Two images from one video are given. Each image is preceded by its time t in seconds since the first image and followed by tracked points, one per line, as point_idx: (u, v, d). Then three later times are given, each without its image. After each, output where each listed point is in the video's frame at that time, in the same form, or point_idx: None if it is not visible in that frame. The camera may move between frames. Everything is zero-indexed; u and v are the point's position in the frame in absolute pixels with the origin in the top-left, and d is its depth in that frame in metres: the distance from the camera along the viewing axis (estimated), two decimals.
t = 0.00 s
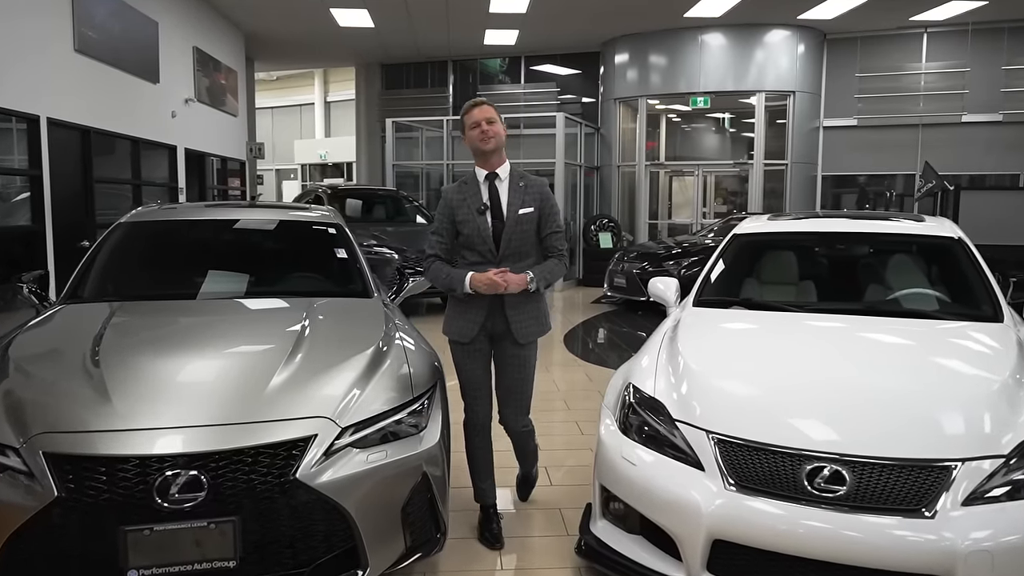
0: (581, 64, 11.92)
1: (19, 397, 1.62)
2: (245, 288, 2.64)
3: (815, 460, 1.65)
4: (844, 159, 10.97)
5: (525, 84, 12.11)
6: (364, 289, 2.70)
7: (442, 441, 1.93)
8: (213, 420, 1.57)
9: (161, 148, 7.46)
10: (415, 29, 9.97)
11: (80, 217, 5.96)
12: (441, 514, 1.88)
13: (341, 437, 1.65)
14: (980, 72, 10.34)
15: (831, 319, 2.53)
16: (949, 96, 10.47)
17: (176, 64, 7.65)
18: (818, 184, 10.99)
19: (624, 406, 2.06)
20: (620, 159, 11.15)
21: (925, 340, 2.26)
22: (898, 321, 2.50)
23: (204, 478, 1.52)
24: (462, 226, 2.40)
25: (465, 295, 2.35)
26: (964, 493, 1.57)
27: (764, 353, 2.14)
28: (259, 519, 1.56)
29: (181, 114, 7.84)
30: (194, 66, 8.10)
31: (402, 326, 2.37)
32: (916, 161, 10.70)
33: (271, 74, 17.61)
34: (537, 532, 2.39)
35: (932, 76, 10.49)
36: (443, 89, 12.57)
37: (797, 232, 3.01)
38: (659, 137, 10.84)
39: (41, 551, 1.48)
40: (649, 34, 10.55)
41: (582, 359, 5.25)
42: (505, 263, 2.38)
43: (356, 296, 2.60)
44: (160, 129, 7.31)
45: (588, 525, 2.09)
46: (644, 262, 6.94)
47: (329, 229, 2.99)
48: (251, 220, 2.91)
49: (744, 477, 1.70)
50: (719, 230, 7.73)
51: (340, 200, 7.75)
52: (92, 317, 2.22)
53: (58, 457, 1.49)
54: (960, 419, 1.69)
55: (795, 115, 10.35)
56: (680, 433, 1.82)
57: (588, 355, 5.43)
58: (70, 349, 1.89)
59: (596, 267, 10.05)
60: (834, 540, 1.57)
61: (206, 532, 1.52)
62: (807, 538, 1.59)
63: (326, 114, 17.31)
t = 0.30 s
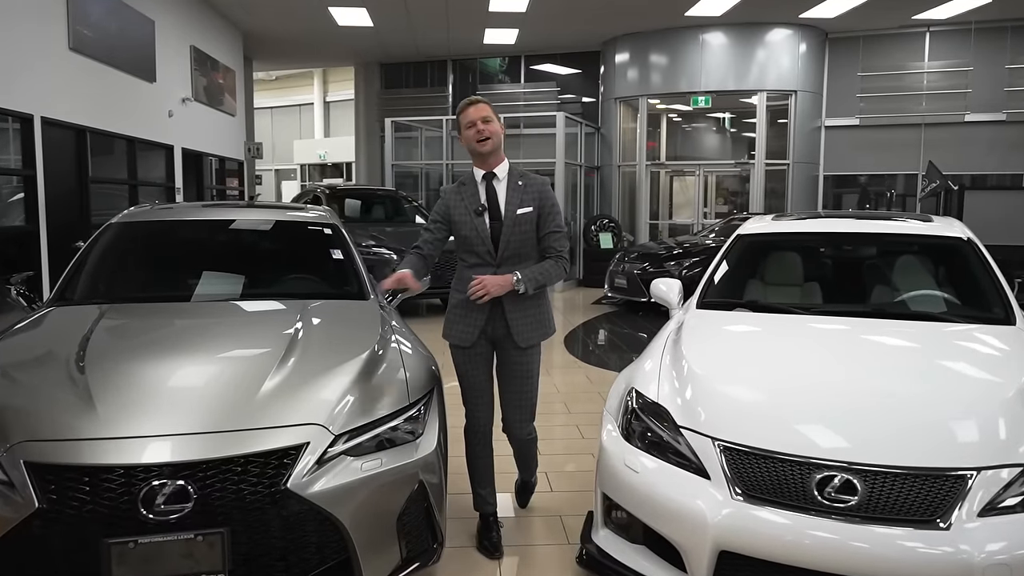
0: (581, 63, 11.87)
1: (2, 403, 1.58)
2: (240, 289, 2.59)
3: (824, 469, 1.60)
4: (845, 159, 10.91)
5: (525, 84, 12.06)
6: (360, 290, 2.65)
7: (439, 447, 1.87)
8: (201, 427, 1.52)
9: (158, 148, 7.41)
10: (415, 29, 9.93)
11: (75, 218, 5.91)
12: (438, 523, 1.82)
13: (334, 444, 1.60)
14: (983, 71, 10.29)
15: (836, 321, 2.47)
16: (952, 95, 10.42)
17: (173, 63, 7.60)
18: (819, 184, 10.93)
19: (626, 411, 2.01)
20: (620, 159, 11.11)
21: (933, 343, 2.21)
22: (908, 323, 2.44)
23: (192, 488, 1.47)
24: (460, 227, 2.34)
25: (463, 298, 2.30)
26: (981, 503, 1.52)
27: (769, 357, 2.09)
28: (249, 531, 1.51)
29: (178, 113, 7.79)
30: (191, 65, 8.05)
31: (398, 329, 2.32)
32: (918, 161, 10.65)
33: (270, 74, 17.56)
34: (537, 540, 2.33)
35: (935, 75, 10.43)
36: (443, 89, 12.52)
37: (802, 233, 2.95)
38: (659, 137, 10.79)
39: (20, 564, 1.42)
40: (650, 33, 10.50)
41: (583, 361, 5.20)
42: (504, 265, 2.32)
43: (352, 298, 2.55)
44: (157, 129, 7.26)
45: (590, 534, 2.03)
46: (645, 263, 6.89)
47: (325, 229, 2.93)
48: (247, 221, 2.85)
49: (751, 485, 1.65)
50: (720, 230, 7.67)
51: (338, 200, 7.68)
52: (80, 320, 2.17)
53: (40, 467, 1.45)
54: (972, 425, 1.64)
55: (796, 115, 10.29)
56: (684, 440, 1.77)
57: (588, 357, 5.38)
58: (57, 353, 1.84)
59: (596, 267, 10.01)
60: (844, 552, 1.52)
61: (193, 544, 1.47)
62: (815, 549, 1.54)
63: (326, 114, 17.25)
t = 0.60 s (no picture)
0: (581, 63, 11.82)
1: None
2: (235, 292, 2.53)
3: (836, 480, 1.54)
4: (847, 160, 10.86)
5: (525, 84, 12.01)
6: (356, 293, 2.58)
7: (436, 456, 1.82)
8: (187, 436, 1.47)
9: (155, 148, 7.36)
10: (414, 28, 9.88)
11: (69, 218, 5.86)
12: (435, 534, 1.76)
13: (327, 454, 1.55)
14: (986, 70, 10.23)
15: (841, 324, 2.42)
16: (956, 95, 10.36)
17: (170, 62, 7.54)
18: (821, 184, 10.88)
19: (629, 419, 1.95)
20: (621, 159, 11.07)
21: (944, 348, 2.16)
22: (916, 327, 2.38)
23: (178, 501, 1.42)
24: (461, 228, 2.29)
25: (462, 303, 2.25)
26: (998, 516, 1.47)
27: (777, 362, 2.04)
28: (237, 545, 1.45)
29: (176, 113, 7.74)
30: (189, 64, 8.00)
31: (395, 333, 2.27)
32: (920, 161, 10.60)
33: (269, 74, 17.52)
34: (537, 550, 2.28)
35: (938, 75, 10.38)
36: (442, 89, 12.47)
37: (807, 233, 2.90)
38: (660, 137, 10.74)
39: None
40: (651, 33, 10.45)
41: (583, 363, 5.15)
42: (504, 270, 2.26)
43: (348, 302, 2.49)
44: (154, 128, 7.21)
45: (592, 546, 1.98)
46: (646, 264, 6.83)
47: (321, 230, 2.86)
48: (242, 222, 2.77)
49: (760, 497, 1.59)
50: (722, 230, 7.62)
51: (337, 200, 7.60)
52: (70, 323, 2.12)
53: (20, 479, 1.40)
54: (986, 435, 1.59)
55: (798, 115, 10.24)
56: (689, 449, 1.72)
57: (589, 359, 5.33)
58: (44, 359, 1.80)
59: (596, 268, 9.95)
60: (856, 567, 1.46)
61: (179, 559, 1.42)
62: (825, 564, 1.49)
63: (325, 114, 17.18)
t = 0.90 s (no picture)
0: (581, 63, 11.78)
1: None
2: (230, 296, 2.48)
3: (847, 493, 1.49)
4: (849, 160, 10.80)
5: (525, 84, 11.97)
6: (351, 297, 2.53)
7: (432, 466, 1.77)
8: (172, 448, 1.43)
9: (151, 149, 7.31)
10: (413, 28, 9.84)
11: (64, 219, 5.81)
12: (430, 547, 1.71)
13: (320, 465, 1.50)
14: (989, 71, 10.18)
15: (846, 329, 2.37)
16: (959, 95, 10.31)
17: (167, 62, 7.50)
18: (823, 185, 10.83)
19: (631, 427, 1.90)
20: (621, 160, 11.03)
21: (951, 352, 2.11)
22: (922, 332, 2.33)
23: (163, 515, 1.38)
24: (455, 231, 2.26)
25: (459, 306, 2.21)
26: (1015, 530, 1.42)
27: (781, 367, 1.99)
28: (224, 560, 1.41)
29: (172, 113, 7.68)
30: (186, 64, 7.95)
31: (391, 338, 2.22)
32: (922, 162, 10.54)
33: (268, 74, 17.47)
34: (536, 561, 2.22)
35: (940, 75, 10.33)
36: (442, 89, 12.42)
37: (813, 236, 2.85)
38: (661, 138, 10.69)
39: None
40: (651, 32, 10.39)
41: (584, 366, 5.10)
42: (497, 274, 2.21)
43: (343, 306, 2.44)
44: (151, 129, 7.17)
45: (592, 557, 1.93)
46: (647, 265, 6.78)
47: (316, 232, 2.83)
48: (240, 223, 2.74)
49: (767, 510, 1.54)
50: (724, 231, 7.57)
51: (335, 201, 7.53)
52: (58, 327, 2.08)
53: None
54: (997, 444, 1.55)
55: (800, 115, 10.18)
56: (693, 458, 1.67)
57: (589, 362, 5.28)
58: (29, 365, 1.76)
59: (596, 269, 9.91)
60: None
61: None
62: None
63: (325, 114, 17.11)
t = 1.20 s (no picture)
0: (581, 64, 11.75)
1: None
2: (224, 300, 2.44)
3: (854, 505, 1.45)
4: (850, 161, 10.75)
5: (524, 85, 11.93)
6: (347, 301, 2.48)
7: (428, 474, 1.73)
8: (158, 459, 1.39)
9: (148, 151, 7.27)
10: (412, 29, 9.80)
11: (60, 220, 5.77)
12: (425, 558, 1.66)
13: (311, 475, 1.47)
14: (991, 71, 10.14)
15: (849, 333, 2.33)
16: (961, 96, 10.27)
17: (164, 63, 7.47)
18: (824, 187, 10.78)
19: (631, 435, 1.86)
20: (621, 161, 10.99)
21: (957, 358, 2.07)
22: (927, 336, 2.29)
23: (148, 529, 1.34)
24: (454, 233, 2.20)
25: (457, 309, 2.17)
26: None
27: (784, 373, 1.95)
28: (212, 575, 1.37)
29: (170, 115, 7.64)
30: (184, 65, 7.91)
31: (386, 342, 2.18)
32: (924, 163, 10.50)
33: (267, 75, 17.44)
34: (535, 571, 2.18)
35: (942, 76, 10.30)
36: (441, 90, 12.39)
37: (816, 240, 2.80)
38: (661, 139, 10.64)
39: None
40: (651, 33, 10.35)
41: (583, 369, 5.07)
42: (496, 276, 2.14)
43: (338, 309, 2.40)
44: (147, 130, 7.13)
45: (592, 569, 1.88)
46: (648, 267, 6.74)
47: (312, 235, 2.79)
48: (237, 226, 2.71)
49: (772, 522, 1.50)
50: (724, 233, 7.53)
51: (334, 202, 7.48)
52: (47, 333, 2.04)
53: None
54: (1005, 450, 1.51)
55: (801, 116, 10.14)
56: (695, 468, 1.64)
57: (589, 365, 5.24)
58: (15, 374, 1.72)
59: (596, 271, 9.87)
60: None
61: None
62: None
63: (324, 116, 17.07)
